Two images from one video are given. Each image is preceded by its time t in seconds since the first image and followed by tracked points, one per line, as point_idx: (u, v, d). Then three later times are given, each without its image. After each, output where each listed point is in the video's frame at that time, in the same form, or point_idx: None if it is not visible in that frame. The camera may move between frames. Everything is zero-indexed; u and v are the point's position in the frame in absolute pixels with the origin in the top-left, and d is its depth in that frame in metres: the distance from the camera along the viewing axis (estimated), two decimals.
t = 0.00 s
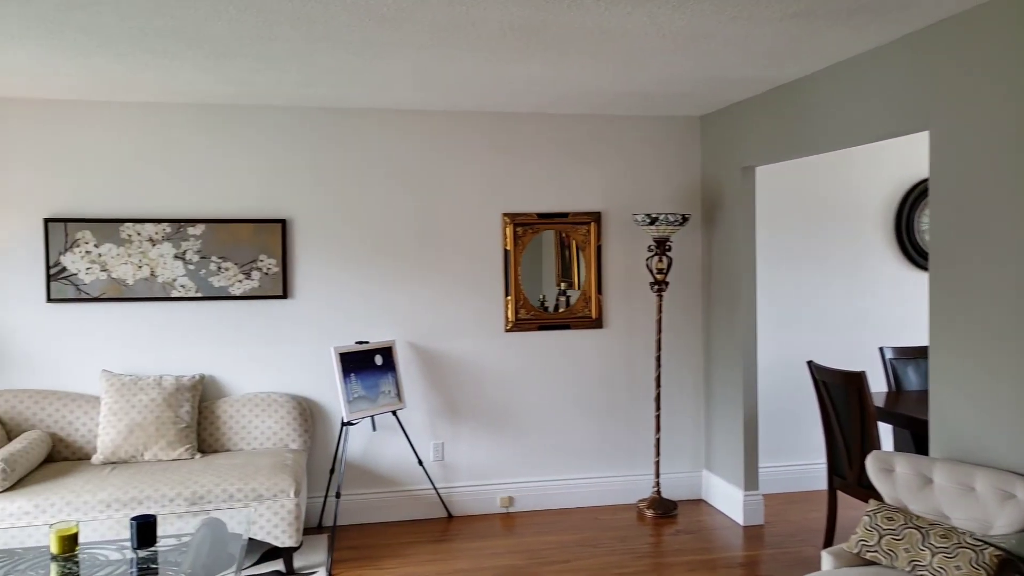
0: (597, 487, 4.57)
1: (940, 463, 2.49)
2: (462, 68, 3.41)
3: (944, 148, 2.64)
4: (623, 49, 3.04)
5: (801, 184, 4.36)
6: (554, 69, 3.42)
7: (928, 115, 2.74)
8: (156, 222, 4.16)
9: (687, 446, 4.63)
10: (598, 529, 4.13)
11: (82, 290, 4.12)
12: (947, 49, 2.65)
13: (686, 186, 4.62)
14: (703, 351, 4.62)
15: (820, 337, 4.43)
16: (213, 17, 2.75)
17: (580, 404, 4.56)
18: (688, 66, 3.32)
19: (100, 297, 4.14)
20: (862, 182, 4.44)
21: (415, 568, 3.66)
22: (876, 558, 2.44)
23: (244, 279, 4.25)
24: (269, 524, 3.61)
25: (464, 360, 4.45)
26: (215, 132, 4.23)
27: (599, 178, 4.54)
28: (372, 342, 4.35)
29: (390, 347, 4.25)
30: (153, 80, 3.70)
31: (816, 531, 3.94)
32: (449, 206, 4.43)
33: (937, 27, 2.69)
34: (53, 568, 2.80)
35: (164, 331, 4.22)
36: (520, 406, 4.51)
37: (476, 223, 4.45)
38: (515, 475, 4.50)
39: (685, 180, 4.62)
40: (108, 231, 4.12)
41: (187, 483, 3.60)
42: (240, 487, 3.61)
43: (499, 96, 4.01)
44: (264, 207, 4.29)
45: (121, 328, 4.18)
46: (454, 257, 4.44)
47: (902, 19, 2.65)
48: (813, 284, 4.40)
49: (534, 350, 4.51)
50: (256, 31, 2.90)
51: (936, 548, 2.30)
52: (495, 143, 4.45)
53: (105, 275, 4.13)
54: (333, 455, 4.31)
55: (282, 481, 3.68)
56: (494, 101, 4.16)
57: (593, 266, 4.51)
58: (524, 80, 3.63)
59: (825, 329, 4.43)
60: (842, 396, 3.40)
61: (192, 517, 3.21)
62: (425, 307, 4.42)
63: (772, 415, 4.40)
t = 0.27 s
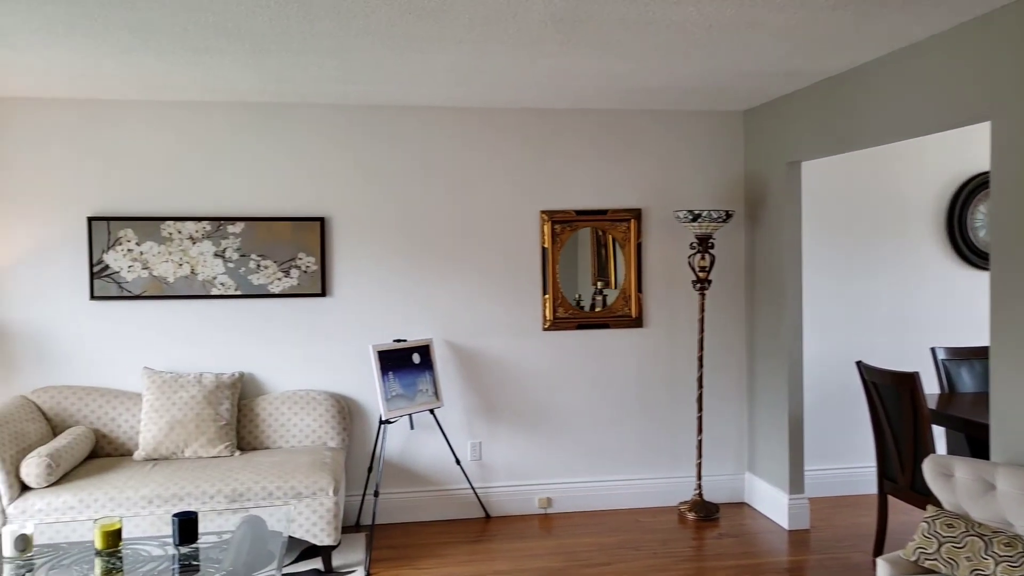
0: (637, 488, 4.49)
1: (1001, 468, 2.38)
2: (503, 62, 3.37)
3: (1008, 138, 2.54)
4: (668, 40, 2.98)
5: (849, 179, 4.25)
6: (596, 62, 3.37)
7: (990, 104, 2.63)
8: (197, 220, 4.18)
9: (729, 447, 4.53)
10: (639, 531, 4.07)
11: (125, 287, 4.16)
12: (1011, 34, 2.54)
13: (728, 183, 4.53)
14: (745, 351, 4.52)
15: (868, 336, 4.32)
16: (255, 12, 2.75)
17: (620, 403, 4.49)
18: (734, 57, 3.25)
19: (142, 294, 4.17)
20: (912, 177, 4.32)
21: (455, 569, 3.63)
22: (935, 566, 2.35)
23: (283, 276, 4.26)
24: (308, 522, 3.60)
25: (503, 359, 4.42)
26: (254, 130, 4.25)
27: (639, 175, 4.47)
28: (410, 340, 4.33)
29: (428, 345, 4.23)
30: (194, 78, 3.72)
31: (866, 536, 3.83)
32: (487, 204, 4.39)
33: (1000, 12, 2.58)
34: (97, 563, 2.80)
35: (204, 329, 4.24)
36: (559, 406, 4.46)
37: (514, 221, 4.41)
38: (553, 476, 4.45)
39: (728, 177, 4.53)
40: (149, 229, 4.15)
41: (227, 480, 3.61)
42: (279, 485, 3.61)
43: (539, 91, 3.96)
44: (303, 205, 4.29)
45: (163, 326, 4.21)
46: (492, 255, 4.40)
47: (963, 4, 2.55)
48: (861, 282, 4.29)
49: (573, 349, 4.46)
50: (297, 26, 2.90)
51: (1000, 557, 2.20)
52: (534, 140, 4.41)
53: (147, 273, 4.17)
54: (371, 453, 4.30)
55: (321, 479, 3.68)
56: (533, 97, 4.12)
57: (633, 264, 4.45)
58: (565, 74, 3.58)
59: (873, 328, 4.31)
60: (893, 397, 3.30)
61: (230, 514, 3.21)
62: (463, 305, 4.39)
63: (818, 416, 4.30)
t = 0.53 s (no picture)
0: (679, 490, 4.40)
1: None
2: (544, 54, 3.31)
3: None
4: (715, 29, 2.90)
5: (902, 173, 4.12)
6: (639, 54, 3.29)
7: None
8: (237, 218, 4.20)
9: (775, 449, 4.42)
10: (682, 534, 3.98)
11: (166, 284, 4.19)
12: None
13: (774, 177, 4.42)
14: (792, 350, 4.41)
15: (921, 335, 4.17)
16: (296, 6, 2.73)
17: (662, 403, 4.41)
18: (783, 46, 3.15)
19: (184, 291, 4.20)
20: (968, 172, 4.17)
21: (495, 569, 3.58)
22: None
23: (322, 274, 4.25)
24: (347, 520, 3.59)
25: (542, 357, 4.36)
26: (294, 127, 4.25)
27: (682, 170, 4.38)
28: (449, 337, 4.29)
29: (467, 343, 4.19)
30: (235, 75, 3.73)
31: (920, 543, 3.70)
32: (527, 200, 4.34)
33: None
34: (142, 559, 2.78)
35: (244, 326, 4.26)
36: (600, 405, 4.39)
37: (554, 217, 4.35)
38: (594, 476, 4.39)
39: (774, 171, 4.41)
40: (191, 227, 4.18)
41: (267, 477, 3.61)
42: (319, 482, 3.60)
43: (580, 84, 3.90)
44: (342, 202, 4.28)
45: (204, 323, 4.24)
46: (532, 252, 4.35)
47: None
48: (914, 279, 4.15)
49: (614, 347, 4.38)
50: (338, 20, 2.87)
51: None
52: (575, 135, 4.35)
53: (188, 270, 4.19)
54: (410, 451, 4.28)
55: (360, 476, 3.66)
56: (573, 91, 4.06)
57: (676, 261, 4.36)
58: (607, 66, 3.52)
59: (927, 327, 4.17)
60: (949, 398, 3.17)
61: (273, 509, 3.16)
62: (503, 303, 4.34)
63: (869, 418, 4.17)
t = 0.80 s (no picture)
0: (727, 493, 4.30)
1: None
2: (590, 47, 3.26)
3: None
4: (767, 17, 2.81)
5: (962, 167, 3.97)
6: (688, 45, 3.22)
7: None
8: (282, 216, 4.22)
9: (827, 452, 4.29)
10: (731, 538, 3.88)
11: (213, 282, 4.23)
12: None
13: (827, 173, 4.29)
14: (844, 350, 4.27)
15: (983, 336, 4.02)
16: (341, 1, 2.71)
17: (709, 404, 4.31)
18: (838, 35, 3.04)
19: (230, 289, 4.23)
20: None
21: (539, 570, 3.53)
22: None
23: (366, 271, 4.25)
24: (390, 518, 3.57)
25: (586, 356, 4.30)
26: (338, 125, 4.26)
27: (730, 165, 4.28)
28: (492, 336, 4.26)
29: (510, 341, 4.15)
30: (280, 73, 3.74)
31: (982, 551, 3.55)
32: (571, 197, 4.28)
33: None
34: (187, 554, 2.85)
35: (289, 323, 4.27)
36: (645, 405, 4.31)
37: (599, 214, 4.28)
38: (639, 478, 4.31)
39: (826, 166, 4.29)
40: (237, 225, 4.21)
41: (312, 473, 3.61)
42: (363, 479, 3.59)
43: (626, 78, 3.83)
44: (385, 200, 4.27)
45: (250, 320, 4.27)
46: (576, 249, 4.29)
47: None
48: (974, 277, 3.99)
49: (660, 346, 4.30)
50: (382, 14, 2.86)
51: None
52: (620, 131, 4.27)
53: (234, 267, 4.23)
54: (453, 450, 4.25)
55: (404, 474, 3.64)
56: (619, 85, 3.99)
57: (724, 258, 4.26)
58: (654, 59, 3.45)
59: (989, 327, 4.01)
60: (1016, 400, 3.03)
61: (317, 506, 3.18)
62: (547, 301, 4.29)
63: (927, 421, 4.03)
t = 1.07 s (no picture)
0: (782, 497, 4.18)
1: None
2: (642, 38, 3.18)
3: None
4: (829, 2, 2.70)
5: None
6: (743, 34, 3.12)
7: None
8: (332, 213, 4.23)
9: (889, 456, 4.13)
10: (787, 543, 3.76)
11: (264, 279, 4.26)
12: None
13: (889, 166, 4.13)
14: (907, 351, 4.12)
15: None
16: None
17: (764, 405, 4.19)
18: (903, 20, 2.92)
19: (280, 286, 4.26)
20: None
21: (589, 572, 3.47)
22: None
23: (414, 268, 4.24)
24: (438, 516, 3.55)
25: (636, 355, 4.22)
26: (387, 122, 4.25)
27: (787, 159, 4.15)
28: (540, 334, 4.21)
29: (558, 339, 4.09)
30: (330, 71, 3.75)
31: None
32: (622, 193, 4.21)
33: None
34: (238, 548, 2.86)
35: (338, 320, 4.29)
36: (697, 405, 4.21)
37: (650, 210, 4.20)
38: (691, 480, 4.21)
39: (889, 159, 4.13)
40: (287, 223, 4.24)
41: (360, 470, 3.61)
42: (410, 476, 3.58)
43: (678, 70, 3.74)
44: (434, 197, 4.26)
45: (299, 317, 4.29)
46: (627, 246, 4.21)
47: None
48: None
49: (713, 346, 4.20)
50: (431, 8, 2.83)
51: None
52: (672, 125, 4.19)
53: (285, 265, 4.26)
54: (501, 449, 4.22)
55: (451, 472, 3.61)
56: (671, 78, 3.90)
57: (780, 255, 4.14)
58: (708, 49, 3.36)
59: None
60: None
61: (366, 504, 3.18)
62: (596, 298, 4.22)
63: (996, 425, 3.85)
